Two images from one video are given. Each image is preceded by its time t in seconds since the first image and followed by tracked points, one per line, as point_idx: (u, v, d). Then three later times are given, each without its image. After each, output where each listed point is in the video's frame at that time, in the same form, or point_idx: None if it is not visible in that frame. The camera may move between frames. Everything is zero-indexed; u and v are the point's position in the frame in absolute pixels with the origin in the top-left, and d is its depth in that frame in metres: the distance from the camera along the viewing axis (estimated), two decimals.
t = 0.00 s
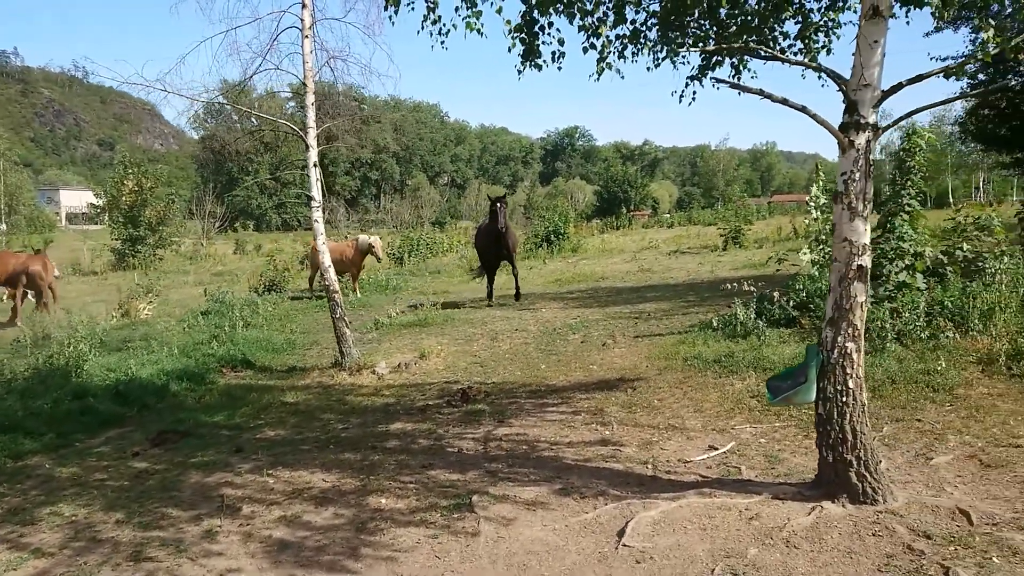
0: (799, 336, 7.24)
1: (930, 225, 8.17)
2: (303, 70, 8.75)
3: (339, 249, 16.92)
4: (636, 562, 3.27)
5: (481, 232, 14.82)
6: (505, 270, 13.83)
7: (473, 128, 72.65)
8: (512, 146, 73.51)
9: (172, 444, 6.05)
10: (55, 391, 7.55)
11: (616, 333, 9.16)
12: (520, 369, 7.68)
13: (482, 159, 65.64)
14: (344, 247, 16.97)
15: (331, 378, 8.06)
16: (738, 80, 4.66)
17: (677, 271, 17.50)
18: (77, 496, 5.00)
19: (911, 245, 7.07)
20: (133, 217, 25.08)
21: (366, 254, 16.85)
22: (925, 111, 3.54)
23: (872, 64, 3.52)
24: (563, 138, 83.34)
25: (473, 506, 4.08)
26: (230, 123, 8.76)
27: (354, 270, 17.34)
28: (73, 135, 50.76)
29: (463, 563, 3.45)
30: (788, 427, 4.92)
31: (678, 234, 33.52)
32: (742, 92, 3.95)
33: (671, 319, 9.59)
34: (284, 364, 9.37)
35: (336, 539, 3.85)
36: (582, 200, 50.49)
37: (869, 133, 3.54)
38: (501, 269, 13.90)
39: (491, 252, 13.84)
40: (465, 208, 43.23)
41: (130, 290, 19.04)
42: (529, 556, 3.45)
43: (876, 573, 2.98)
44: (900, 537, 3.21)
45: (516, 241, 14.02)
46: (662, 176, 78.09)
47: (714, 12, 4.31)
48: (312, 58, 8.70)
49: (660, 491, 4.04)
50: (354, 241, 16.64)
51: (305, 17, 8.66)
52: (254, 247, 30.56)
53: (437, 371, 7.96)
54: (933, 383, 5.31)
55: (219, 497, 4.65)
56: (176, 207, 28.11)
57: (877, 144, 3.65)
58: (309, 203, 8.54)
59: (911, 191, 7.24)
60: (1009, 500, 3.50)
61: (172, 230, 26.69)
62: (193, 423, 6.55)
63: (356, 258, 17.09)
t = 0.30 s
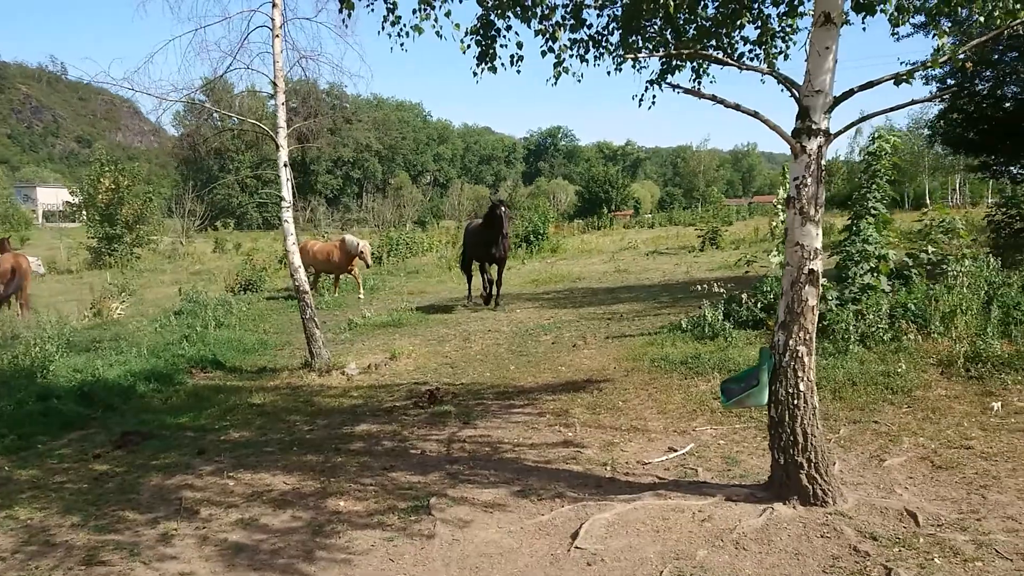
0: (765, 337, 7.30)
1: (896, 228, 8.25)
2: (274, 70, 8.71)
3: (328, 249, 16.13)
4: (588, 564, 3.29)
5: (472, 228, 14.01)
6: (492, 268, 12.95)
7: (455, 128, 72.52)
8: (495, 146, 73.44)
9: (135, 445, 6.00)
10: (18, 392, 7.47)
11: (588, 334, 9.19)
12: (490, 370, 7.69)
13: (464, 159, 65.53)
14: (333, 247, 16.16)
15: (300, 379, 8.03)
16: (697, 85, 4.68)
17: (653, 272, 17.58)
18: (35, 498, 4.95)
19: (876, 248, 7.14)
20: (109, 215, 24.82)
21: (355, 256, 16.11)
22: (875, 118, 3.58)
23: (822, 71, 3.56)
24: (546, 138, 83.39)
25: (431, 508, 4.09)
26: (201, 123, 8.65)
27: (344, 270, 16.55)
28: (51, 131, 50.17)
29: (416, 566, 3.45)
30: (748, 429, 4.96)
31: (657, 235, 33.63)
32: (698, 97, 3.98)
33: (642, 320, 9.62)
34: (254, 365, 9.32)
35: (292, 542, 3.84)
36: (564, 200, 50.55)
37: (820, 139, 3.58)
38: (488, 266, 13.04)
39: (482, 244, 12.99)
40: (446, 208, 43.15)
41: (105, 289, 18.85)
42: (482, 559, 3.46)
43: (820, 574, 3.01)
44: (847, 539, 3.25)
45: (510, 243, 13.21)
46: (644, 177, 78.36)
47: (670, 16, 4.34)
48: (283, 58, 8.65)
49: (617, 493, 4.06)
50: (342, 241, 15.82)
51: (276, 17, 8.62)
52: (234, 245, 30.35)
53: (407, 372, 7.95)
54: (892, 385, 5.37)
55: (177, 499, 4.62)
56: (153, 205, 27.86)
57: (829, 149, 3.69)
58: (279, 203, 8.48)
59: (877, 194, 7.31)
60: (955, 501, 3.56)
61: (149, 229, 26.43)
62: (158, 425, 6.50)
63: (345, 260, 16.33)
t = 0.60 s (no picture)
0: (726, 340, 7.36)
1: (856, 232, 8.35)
2: (237, 68, 8.62)
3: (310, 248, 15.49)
4: (536, 569, 3.29)
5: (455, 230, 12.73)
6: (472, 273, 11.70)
7: (431, 128, 72.27)
8: (471, 146, 73.28)
9: (89, 448, 5.91)
10: None
11: (553, 336, 9.20)
12: (453, 372, 7.68)
13: (439, 158, 65.32)
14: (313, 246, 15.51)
15: (262, 380, 7.96)
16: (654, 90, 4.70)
17: (623, 273, 17.65)
18: None
19: (836, 252, 7.21)
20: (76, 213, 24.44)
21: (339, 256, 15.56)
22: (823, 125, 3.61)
23: (772, 78, 3.59)
24: (522, 138, 83.36)
25: (383, 512, 4.07)
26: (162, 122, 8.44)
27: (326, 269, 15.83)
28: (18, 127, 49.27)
29: (364, 571, 3.44)
30: (704, 431, 4.99)
31: (630, 236, 33.78)
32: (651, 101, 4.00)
33: (608, 322, 9.65)
34: (217, 365, 9.23)
35: (241, 547, 3.81)
36: (539, 201, 50.56)
37: (770, 145, 3.61)
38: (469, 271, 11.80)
39: (467, 244, 11.71)
40: (421, 208, 42.97)
41: (70, 287, 18.56)
42: (431, 564, 3.45)
43: None
44: (793, 542, 3.28)
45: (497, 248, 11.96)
46: (619, 178, 78.63)
47: (625, 20, 4.35)
48: (247, 55, 8.58)
49: (570, 496, 4.07)
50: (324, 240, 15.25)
51: (239, 15, 8.54)
52: (205, 244, 30.01)
53: (370, 374, 7.91)
54: (847, 388, 5.43)
55: (128, 503, 4.56)
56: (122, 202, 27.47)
57: (779, 155, 3.72)
58: (243, 202, 8.40)
59: (837, 198, 7.40)
60: (901, 504, 3.60)
61: (117, 227, 26.06)
62: (114, 427, 6.41)
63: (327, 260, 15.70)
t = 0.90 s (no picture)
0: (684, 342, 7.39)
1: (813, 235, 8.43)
2: (194, 66, 8.47)
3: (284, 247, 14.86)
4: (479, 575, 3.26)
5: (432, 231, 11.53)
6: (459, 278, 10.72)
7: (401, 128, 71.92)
8: (440, 147, 73.00)
9: (33, 452, 5.76)
10: None
11: (514, 338, 9.18)
12: (411, 374, 7.63)
13: (408, 159, 64.99)
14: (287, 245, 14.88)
15: (217, 383, 7.84)
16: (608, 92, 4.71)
17: (588, 275, 17.69)
18: None
19: (791, 256, 7.29)
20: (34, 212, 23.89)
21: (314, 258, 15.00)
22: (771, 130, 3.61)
23: (719, 81, 3.58)
24: (492, 140, 83.28)
25: (331, 517, 4.01)
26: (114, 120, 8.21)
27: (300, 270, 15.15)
28: None
29: None
30: (657, 434, 5.00)
31: (597, 239, 33.94)
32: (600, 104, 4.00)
33: (569, 325, 9.65)
34: (173, 368, 9.08)
35: (182, 554, 3.73)
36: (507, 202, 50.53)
37: (717, 148, 3.60)
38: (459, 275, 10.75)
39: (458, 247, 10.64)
40: (389, 209, 42.70)
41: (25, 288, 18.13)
42: (375, 570, 3.40)
43: None
44: (735, 545, 3.28)
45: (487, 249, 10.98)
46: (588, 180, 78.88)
47: (575, 23, 4.36)
48: (203, 53, 8.44)
49: (519, 500, 4.04)
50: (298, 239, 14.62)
51: (197, 12, 8.40)
52: (168, 244, 29.53)
53: (328, 377, 7.83)
54: (799, 390, 5.47)
55: (69, 510, 4.44)
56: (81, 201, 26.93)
57: (726, 158, 3.72)
58: (198, 202, 8.25)
59: (793, 202, 7.46)
60: (844, 507, 3.63)
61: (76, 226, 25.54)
62: (60, 431, 6.26)
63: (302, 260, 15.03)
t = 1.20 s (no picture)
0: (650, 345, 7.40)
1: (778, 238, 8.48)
2: (157, 69, 8.37)
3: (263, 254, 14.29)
4: None
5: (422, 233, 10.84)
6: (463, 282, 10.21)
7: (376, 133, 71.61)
8: (416, 151, 72.76)
9: None
10: None
11: (483, 342, 9.15)
12: (378, 380, 7.57)
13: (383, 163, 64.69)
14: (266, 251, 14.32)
15: (181, 390, 7.73)
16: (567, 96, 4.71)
17: (561, 279, 17.69)
18: None
19: (756, 259, 7.31)
20: None
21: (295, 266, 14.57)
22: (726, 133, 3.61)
23: (676, 85, 3.57)
24: (467, 144, 83.17)
25: (288, 525, 3.96)
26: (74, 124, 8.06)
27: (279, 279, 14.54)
28: None
29: None
30: (620, 438, 5.00)
31: (571, 243, 34.01)
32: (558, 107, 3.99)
33: (538, 329, 9.64)
34: (136, 375, 8.94)
35: (134, 565, 3.66)
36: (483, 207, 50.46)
37: (673, 152, 3.60)
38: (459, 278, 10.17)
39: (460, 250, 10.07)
40: (364, 213, 42.50)
41: None
42: None
43: None
44: (692, 549, 3.28)
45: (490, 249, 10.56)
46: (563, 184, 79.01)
47: (532, 28, 4.35)
48: (166, 56, 8.34)
49: (479, 506, 4.01)
50: (279, 245, 14.09)
51: (160, 15, 8.30)
52: (139, 250, 29.13)
53: (293, 383, 7.75)
54: (761, 393, 5.50)
55: (20, 521, 4.35)
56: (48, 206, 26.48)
57: (682, 162, 3.72)
58: (161, 207, 8.14)
59: (759, 206, 7.49)
60: (801, 509, 3.64)
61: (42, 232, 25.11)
62: (17, 440, 6.13)
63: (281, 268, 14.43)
